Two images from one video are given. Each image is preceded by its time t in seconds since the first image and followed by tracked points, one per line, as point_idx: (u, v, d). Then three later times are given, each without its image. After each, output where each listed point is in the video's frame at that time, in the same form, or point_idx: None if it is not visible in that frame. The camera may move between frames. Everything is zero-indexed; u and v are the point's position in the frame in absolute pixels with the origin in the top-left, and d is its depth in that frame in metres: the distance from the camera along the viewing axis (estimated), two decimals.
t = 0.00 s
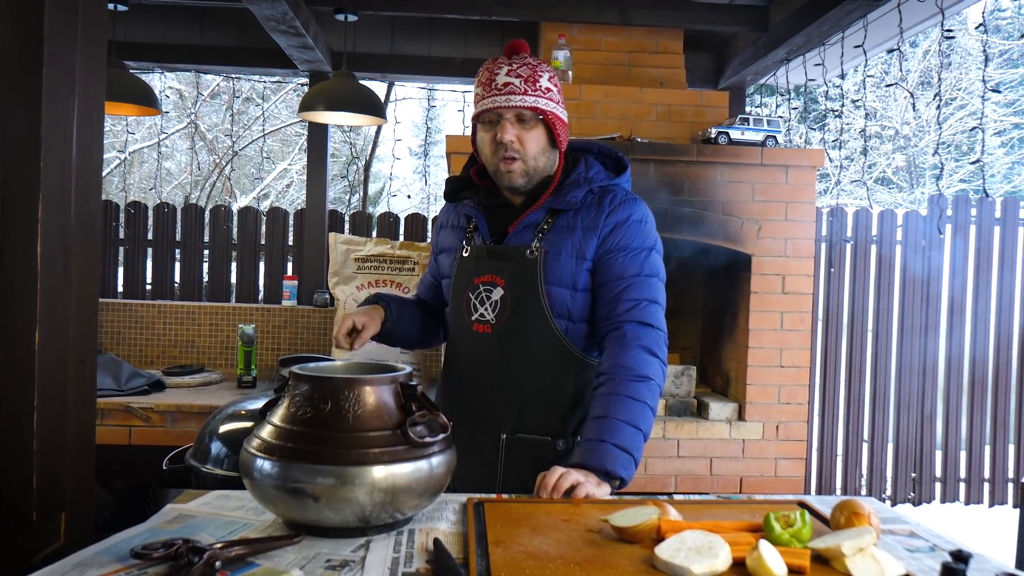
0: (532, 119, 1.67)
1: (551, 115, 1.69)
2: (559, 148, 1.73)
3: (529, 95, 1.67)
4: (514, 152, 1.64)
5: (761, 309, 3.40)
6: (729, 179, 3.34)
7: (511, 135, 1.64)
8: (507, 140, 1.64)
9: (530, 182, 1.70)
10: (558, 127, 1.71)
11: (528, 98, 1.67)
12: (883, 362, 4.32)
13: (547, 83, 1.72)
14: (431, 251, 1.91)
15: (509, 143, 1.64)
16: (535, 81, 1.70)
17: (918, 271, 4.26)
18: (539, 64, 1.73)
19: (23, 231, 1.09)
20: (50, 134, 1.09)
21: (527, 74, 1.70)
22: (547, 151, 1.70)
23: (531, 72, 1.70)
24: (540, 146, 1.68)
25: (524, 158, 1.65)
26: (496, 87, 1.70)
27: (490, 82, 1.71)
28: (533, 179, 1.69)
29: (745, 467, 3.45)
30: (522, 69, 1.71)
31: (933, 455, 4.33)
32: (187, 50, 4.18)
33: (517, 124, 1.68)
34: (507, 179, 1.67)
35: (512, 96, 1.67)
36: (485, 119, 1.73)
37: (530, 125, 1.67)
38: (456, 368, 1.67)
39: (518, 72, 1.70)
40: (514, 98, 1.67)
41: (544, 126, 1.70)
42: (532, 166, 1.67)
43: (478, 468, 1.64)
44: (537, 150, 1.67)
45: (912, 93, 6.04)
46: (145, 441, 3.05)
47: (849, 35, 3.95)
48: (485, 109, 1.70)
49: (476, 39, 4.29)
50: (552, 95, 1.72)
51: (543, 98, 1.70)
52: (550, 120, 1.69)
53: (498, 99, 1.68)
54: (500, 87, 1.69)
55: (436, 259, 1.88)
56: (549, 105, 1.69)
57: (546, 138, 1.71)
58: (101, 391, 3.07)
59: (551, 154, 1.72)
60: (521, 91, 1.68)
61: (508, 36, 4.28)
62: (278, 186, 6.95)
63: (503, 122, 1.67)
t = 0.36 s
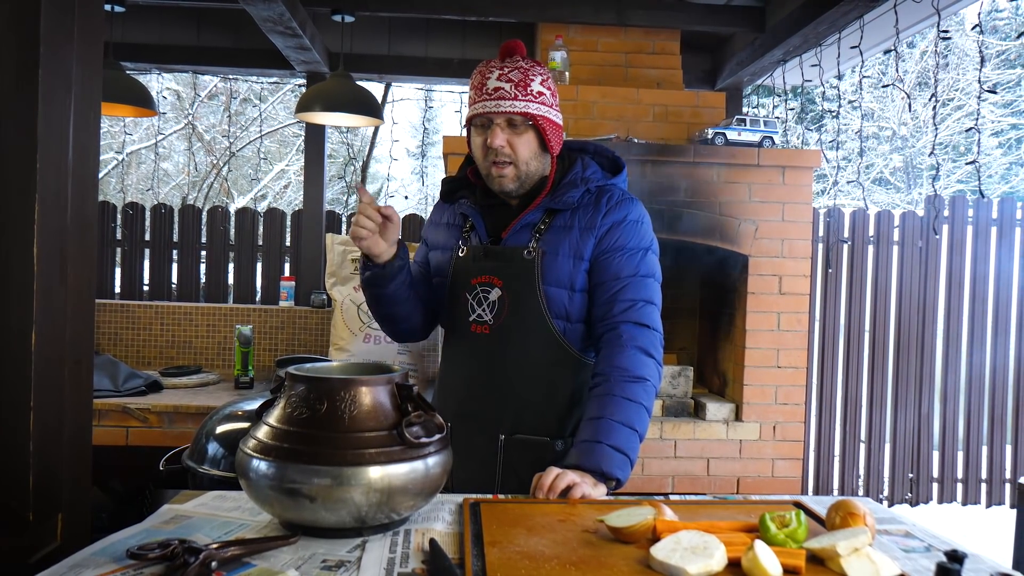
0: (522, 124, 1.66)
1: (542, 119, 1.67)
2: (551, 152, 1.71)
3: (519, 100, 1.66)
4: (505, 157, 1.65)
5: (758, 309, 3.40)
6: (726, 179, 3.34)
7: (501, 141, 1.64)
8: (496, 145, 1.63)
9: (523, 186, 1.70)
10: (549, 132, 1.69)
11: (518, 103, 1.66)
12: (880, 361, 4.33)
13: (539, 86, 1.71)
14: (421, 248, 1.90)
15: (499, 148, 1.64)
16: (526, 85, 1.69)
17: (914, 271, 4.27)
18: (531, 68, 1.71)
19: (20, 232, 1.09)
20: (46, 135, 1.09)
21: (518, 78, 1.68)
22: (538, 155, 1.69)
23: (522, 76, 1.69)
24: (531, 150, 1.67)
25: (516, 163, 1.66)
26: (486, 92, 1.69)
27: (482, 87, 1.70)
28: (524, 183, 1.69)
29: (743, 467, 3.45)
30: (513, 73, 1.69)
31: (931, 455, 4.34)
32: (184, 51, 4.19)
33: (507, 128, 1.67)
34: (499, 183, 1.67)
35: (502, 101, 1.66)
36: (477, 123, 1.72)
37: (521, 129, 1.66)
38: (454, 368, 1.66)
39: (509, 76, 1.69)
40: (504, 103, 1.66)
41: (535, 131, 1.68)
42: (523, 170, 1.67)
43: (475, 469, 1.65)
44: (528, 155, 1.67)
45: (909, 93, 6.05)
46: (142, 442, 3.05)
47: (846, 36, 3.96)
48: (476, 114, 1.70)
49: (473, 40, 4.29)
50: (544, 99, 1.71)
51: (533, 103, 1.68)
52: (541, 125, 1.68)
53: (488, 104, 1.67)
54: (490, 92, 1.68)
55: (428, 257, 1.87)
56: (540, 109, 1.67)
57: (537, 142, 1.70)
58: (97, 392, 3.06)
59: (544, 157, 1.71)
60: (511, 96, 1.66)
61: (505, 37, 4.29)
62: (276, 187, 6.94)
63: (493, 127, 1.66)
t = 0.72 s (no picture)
0: (523, 125, 1.66)
1: (543, 120, 1.67)
2: (552, 152, 1.72)
3: (521, 101, 1.66)
4: (506, 157, 1.65)
5: (757, 309, 3.40)
6: (725, 180, 3.35)
7: (502, 142, 1.64)
8: (497, 146, 1.64)
9: (523, 186, 1.70)
10: (550, 132, 1.69)
11: (520, 104, 1.66)
12: (880, 360, 4.33)
13: (540, 87, 1.71)
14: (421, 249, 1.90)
15: (500, 149, 1.64)
16: (528, 86, 1.69)
17: (914, 271, 4.27)
18: (533, 68, 1.71)
19: (20, 232, 1.09)
20: (46, 135, 1.10)
21: (519, 79, 1.68)
22: (539, 155, 1.70)
23: (523, 77, 1.69)
24: (532, 151, 1.68)
25: (516, 164, 1.66)
26: (488, 93, 1.68)
27: (483, 87, 1.70)
28: (524, 183, 1.69)
29: (742, 467, 3.45)
30: (514, 74, 1.69)
31: (931, 456, 4.33)
32: (184, 51, 4.19)
33: (508, 129, 1.67)
34: (499, 183, 1.68)
35: (504, 102, 1.66)
36: (478, 124, 1.72)
37: (523, 130, 1.66)
38: (454, 370, 1.67)
39: (511, 77, 1.68)
40: (505, 104, 1.66)
41: (536, 132, 1.68)
42: (523, 170, 1.67)
43: (476, 471, 1.65)
44: (529, 155, 1.67)
45: (909, 94, 6.05)
46: (142, 443, 3.05)
47: (846, 36, 3.96)
48: (477, 115, 1.70)
49: (472, 40, 4.30)
50: (545, 99, 1.71)
51: (535, 103, 1.68)
52: (542, 126, 1.68)
53: (489, 104, 1.67)
54: (492, 92, 1.68)
55: (427, 259, 1.87)
56: (541, 110, 1.67)
57: (539, 143, 1.70)
58: (97, 393, 3.07)
59: (544, 157, 1.71)
60: (513, 97, 1.66)
61: (505, 37, 4.29)
62: (276, 187, 6.94)
63: (494, 128, 1.66)
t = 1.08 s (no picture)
0: (519, 124, 1.66)
1: (538, 119, 1.68)
2: (548, 150, 1.71)
3: (515, 100, 1.66)
4: (502, 157, 1.65)
5: (758, 309, 3.40)
6: (725, 179, 3.35)
7: (498, 141, 1.64)
8: (493, 146, 1.64)
9: (519, 185, 1.70)
10: (546, 131, 1.69)
11: (515, 103, 1.66)
12: (880, 359, 4.33)
13: (535, 86, 1.71)
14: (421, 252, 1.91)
15: (496, 148, 1.64)
16: (522, 85, 1.69)
17: (915, 270, 4.26)
18: (527, 67, 1.71)
19: (20, 232, 1.09)
20: (46, 135, 1.10)
21: (514, 78, 1.68)
22: (535, 154, 1.70)
23: (518, 76, 1.69)
24: (528, 150, 1.68)
25: (513, 163, 1.66)
26: (483, 93, 1.69)
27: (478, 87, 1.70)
28: (521, 182, 1.69)
29: (742, 467, 3.45)
30: (508, 73, 1.69)
31: (931, 455, 4.34)
32: (184, 52, 4.19)
33: (504, 129, 1.67)
34: (496, 182, 1.68)
35: (499, 101, 1.66)
36: (474, 124, 1.72)
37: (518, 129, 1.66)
38: (452, 371, 1.67)
39: (505, 76, 1.68)
40: (500, 103, 1.66)
41: (532, 131, 1.68)
42: (520, 169, 1.67)
43: (475, 471, 1.65)
44: (524, 154, 1.67)
45: (909, 93, 6.05)
46: (143, 442, 3.05)
47: (846, 36, 3.96)
48: (472, 115, 1.70)
49: (472, 40, 4.30)
50: (540, 98, 1.71)
51: (530, 102, 1.68)
52: (538, 124, 1.68)
53: (485, 104, 1.68)
54: (486, 92, 1.68)
55: (427, 261, 1.88)
56: (536, 108, 1.67)
57: (534, 141, 1.70)
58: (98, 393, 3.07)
59: (540, 156, 1.71)
60: (507, 96, 1.66)
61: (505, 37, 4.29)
62: (276, 187, 6.94)
63: (490, 128, 1.67)
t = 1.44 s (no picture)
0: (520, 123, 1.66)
1: (539, 118, 1.67)
2: (549, 149, 1.71)
3: (516, 99, 1.66)
4: (504, 156, 1.65)
5: (759, 309, 3.40)
6: (727, 179, 3.35)
7: (499, 141, 1.64)
8: (495, 145, 1.64)
9: (522, 185, 1.70)
10: (547, 129, 1.69)
11: (515, 102, 1.66)
12: (881, 359, 4.32)
13: (535, 84, 1.70)
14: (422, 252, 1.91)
15: (497, 148, 1.64)
16: (523, 83, 1.68)
17: (916, 269, 4.26)
18: (527, 66, 1.71)
19: (22, 232, 1.09)
20: (47, 135, 1.10)
21: (514, 77, 1.68)
22: (537, 153, 1.70)
23: (518, 75, 1.68)
24: (529, 148, 1.68)
25: (515, 162, 1.66)
26: (483, 92, 1.69)
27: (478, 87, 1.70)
28: (523, 181, 1.69)
29: (744, 466, 3.45)
30: (509, 72, 1.69)
31: (933, 455, 4.34)
32: (185, 52, 4.19)
33: (505, 128, 1.67)
34: (498, 182, 1.68)
35: (499, 101, 1.66)
36: (475, 123, 1.72)
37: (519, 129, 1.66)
38: (453, 371, 1.67)
39: (505, 75, 1.68)
40: (501, 102, 1.66)
41: (533, 130, 1.68)
42: (522, 168, 1.67)
43: (476, 470, 1.65)
44: (526, 153, 1.67)
45: (910, 92, 6.05)
46: (144, 442, 3.05)
47: (847, 35, 3.96)
48: (473, 115, 1.70)
49: (473, 39, 4.30)
50: (541, 96, 1.70)
51: (530, 101, 1.68)
52: (539, 123, 1.67)
53: (485, 104, 1.67)
54: (487, 91, 1.68)
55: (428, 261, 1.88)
56: (537, 107, 1.67)
57: (535, 140, 1.70)
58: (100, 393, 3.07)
59: (542, 154, 1.72)
60: (508, 95, 1.66)
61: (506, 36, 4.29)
62: (278, 187, 6.94)
63: (491, 127, 1.67)
